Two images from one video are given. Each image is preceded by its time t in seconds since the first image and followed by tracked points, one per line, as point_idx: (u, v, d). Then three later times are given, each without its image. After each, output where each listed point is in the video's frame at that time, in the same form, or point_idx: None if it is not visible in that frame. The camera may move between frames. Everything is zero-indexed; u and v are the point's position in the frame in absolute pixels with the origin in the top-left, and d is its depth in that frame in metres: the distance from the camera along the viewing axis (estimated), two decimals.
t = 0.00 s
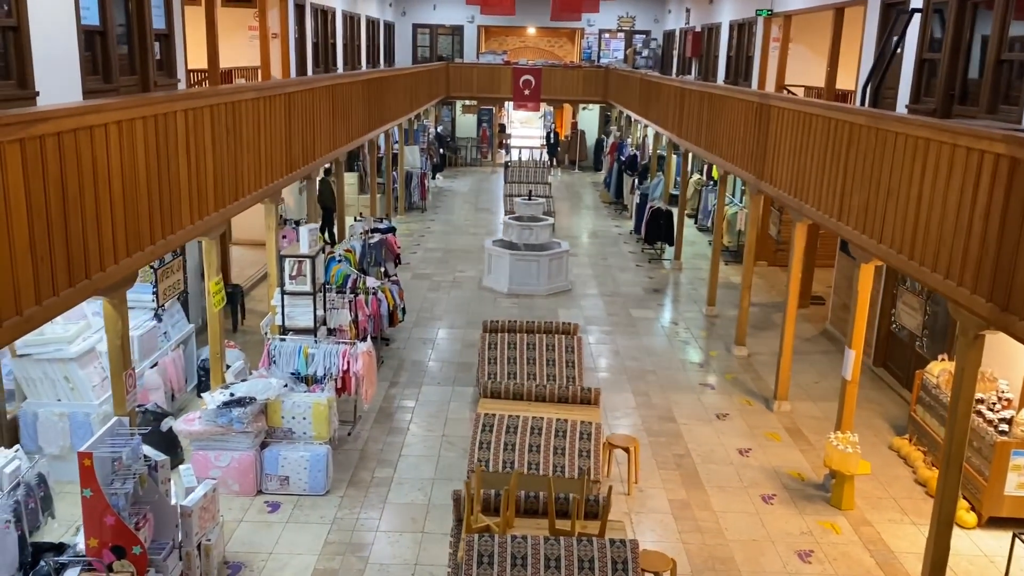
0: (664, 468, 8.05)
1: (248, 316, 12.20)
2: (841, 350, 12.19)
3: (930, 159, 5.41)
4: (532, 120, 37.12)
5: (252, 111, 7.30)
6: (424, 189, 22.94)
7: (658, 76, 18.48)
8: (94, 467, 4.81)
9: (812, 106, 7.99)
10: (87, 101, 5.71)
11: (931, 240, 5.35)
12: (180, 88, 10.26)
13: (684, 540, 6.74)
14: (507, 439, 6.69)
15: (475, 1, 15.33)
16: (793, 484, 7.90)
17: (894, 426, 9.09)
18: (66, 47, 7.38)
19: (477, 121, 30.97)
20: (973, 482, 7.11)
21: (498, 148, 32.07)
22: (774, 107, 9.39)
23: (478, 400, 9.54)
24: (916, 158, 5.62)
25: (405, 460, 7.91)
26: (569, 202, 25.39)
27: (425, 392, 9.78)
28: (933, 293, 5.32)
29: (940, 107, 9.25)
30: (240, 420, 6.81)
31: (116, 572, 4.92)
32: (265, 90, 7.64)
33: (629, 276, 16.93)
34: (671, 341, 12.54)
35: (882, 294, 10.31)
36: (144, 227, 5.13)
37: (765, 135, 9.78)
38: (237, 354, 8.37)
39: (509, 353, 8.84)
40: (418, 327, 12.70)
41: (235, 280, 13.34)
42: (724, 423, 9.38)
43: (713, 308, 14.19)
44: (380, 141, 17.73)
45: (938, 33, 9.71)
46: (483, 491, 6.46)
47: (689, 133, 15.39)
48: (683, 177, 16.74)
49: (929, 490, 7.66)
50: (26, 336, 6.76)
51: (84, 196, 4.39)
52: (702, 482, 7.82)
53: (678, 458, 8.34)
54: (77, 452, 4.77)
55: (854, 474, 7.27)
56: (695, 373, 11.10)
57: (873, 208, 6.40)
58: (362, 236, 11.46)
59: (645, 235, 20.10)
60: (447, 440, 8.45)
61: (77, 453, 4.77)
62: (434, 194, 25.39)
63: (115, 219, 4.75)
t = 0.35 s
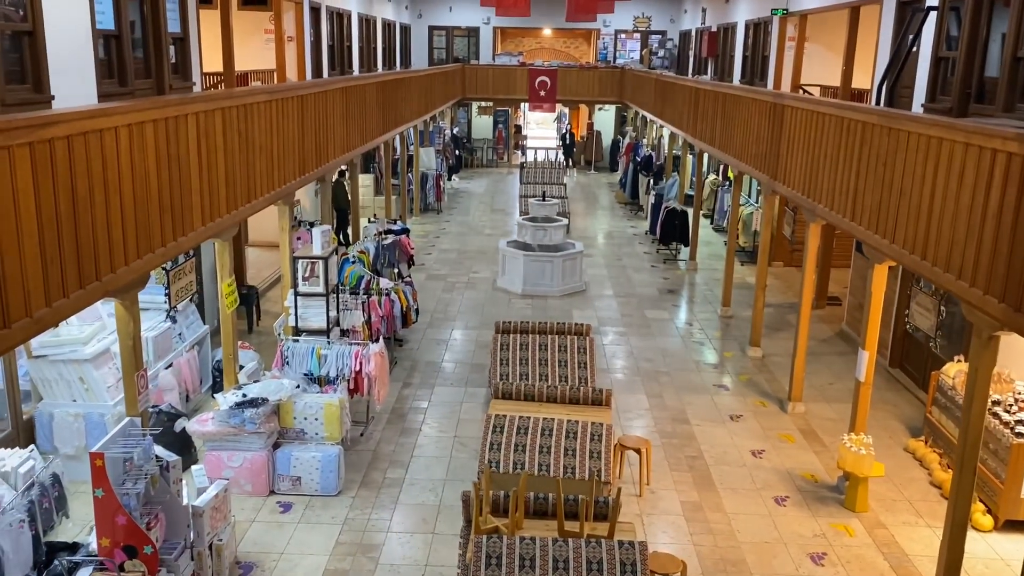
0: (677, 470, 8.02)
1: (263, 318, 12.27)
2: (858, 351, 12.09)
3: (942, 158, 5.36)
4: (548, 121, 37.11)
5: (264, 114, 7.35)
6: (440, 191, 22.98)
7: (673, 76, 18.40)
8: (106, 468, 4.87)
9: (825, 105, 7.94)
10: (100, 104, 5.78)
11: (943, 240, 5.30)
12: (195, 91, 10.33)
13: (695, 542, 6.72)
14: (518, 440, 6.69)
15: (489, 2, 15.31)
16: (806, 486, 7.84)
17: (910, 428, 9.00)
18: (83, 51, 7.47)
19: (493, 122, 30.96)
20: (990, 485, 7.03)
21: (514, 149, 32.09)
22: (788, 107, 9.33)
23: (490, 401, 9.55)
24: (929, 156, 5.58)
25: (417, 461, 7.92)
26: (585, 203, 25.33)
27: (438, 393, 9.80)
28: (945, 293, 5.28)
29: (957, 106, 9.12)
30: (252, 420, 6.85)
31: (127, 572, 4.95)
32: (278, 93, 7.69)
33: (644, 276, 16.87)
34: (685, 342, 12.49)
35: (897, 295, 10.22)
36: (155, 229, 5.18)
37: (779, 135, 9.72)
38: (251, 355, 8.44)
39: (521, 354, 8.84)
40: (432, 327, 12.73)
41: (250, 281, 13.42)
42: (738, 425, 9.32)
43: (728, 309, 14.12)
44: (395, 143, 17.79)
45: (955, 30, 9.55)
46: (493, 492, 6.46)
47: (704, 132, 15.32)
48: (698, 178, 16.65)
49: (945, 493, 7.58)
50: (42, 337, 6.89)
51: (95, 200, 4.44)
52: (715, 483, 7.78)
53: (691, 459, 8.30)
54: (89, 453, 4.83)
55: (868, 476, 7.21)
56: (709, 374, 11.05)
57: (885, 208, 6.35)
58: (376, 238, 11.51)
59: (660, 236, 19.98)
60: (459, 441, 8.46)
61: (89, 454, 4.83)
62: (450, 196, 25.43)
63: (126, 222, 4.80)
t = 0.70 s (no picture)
0: (687, 472, 7.99)
1: (273, 320, 12.29)
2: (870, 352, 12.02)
3: (954, 158, 5.32)
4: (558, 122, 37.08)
5: (274, 117, 7.38)
6: (450, 193, 23.00)
7: (683, 77, 18.35)
8: (117, 471, 4.92)
9: (836, 105, 7.89)
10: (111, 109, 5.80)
11: (955, 241, 5.26)
12: (206, 95, 10.37)
13: (707, 545, 6.69)
14: (528, 443, 6.68)
15: (499, 4, 15.31)
16: (818, 488, 7.79)
17: (923, 429, 8.94)
18: (94, 56, 7.51)
19: (503, 123, 30.95)
20: (1004, 488, 6.97)
21: (524, 150, 32.08)
22: (798, 107, 9.28)
23: (500, 403, 9.54)
24: (941, 157, 5.54)
25: (427, 464, 7.93)
26: (595, 204, 25.30)
27: (448, 395, 9.81)
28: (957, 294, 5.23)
29: (969, 105, 9.04)
30: (262, 424, 6.88)
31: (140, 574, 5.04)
32: (287, 96, 7.70)
33: (654, 277, 16.83)
34: (695, 344, 12.44)
35: (910, 296, 10.16)
36: (165, 234, 5.20)
37: (790, 135, 9.67)
38: (261, 358, 8.47)
39: (531, 356, 8.83)
40: (442, 329, 12.74)
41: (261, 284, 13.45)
42: (749, 426, 9.27)
43: (739, 310, 14.06)
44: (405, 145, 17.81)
45: (966, 29, 9.47)
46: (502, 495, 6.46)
47: (714, 133, 15.27)
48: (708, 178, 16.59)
49: (958, 495, 7.53)
50: (54, 341, 6.92)
51: (105, 205, 4.45)
52: (726, 486, 7.74)
53: (702, 461, 8.27)
54: (100, 456, 4.89)
55: (880, 479, 7.16)
56: (720, 375, 11.01)
57: (897, 209, 6.31)
58: (386, 240, 11.52)
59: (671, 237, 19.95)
60: (469, 443, 8.46)
61: (100, 457, 4.89)
62: (460, 197, 25.44)
63: (137, 226, 4.82)
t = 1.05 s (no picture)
0: (690, 473, 7.97)
1: (275, 322, 12.28)
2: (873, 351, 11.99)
3: (957, 157, 5.30)
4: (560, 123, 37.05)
5: (274, 118, 7.37)
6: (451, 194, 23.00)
7: (684, 76, 18.32)
8: (119, 473, 4.91)
9: (838, 104, 7.87)
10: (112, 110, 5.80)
11: (959, 240, 5.24)
12: (207, 97, 10.37)
13: (710, 546, 6.67)
14: (531, 444, 6.66)
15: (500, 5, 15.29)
16: (821, 489, 7.76)
17: (927, 429, 8.91)
18: (94, 58, 7.50)
19: (504, 124, 30.93)
20: (1008, 488, 6.94)
21: (526, 151, 32.06)
22: (800, 106, 9.26)
23: (502, 404, 9.53)
24: (944, 155, 5.52)
25: (429, 465, 7.92)
26: (597, 204, 25.28)
27: (450, 396, 9.80)
28: (961, 294, 5.22)
29: (971, 104, 9.00)
30: (264, 425, 6.87)
31: None
32: (288, 97, 7.69)
33: (656, 278, 16.80)
34: (698, 344, 12.42)
35: (912, 296, 10.13)
36: (167, 235, 5.20)
37: (791, 134, 9.65)
38: (263, 359, 8.48)
39: (534, 357, 8.81)
40: (443, 330, 12.72)
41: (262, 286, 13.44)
42: (752, 427, 9.25)
43: (741, 310, 14.03)
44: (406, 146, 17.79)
45: (968, 28, 9.44)
46: (505, 495, 6.45)
47: (715, 132, 15.24)
48: (710, 178, 16.56)
49: (962, 495, 7.51)
50: (56, 343, 6.92)
51: (106, 206, 4.45)
52: (730, 486, 7.72)
53: (704, 462, 8.24)
54: (102, 458, 4.88)
55: (884, 479, 7.13)
56: (722, 376, 10.98)
57: (900, 208, 6.29)
58: (388, 241, 11.50)
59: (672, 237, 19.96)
60: (471, 444, 8.45)
61: (102, 459, 4.89)
62: (462, 198, 25.44)
63: (137, 228, 4.81)
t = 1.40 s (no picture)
0: (685, 472, 7.98)
1: (269, 323, 12.26)
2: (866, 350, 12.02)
3: (949, 156, 5.33)
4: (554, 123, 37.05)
5: (268, 119, 7.36)
6: (445, 194, 22.98)
7: (677, 76, 18.36)
8: (113, 475, 4.89)
9: (830, 103, 7.90)
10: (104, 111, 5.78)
11: (951, 237, 5.26)
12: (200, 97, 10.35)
13: (705, 545, 6.68)
14: (526, 444, 6.67)
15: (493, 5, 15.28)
16: (815, 487, 7.78)
17: (920, 427, 8.94)
18: (87, 59, 7.48)
19: (498, 124, 30.93)
20: (1001, 485, 6.97)
21: (520, 151, 32.03)
22: (792, 106, 9.29)
23: (497, 404, 9.53)
24: (936, 154, 5.54)
25: (424, 465, 7.91)
26: (590, 204, 25.29)
27: (445, 396, 9.80)
28: (954, 291, 5.24)
29: (963, 104, 9.03)
30: (258, 427, 6.86)
31: None
32: (281, 98, 7.68)
33: (650, 277, 16.81)
34: (692, 344, 12.43)
35: (905, 295, 10.18)
36: (160, 236, 5.18)
37: (784, 134, 9.68)
38: (256, 361, 8.53)
39: (528, 357, 8.82)
40: (438, 330, 12.71)
41: (256, 287, 13.41)
42: (746, 426, 9.27)
43: (734, 309, 14.05)
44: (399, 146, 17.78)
45: (959, 27, 9.48)
46: (500, 496, 6.45)
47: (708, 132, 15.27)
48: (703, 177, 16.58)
49: (956, 493, 7.54)
50: (49, 344, 6.87)
51: (99, 207, 4.43)
52: (724, 485, 7.73)
53: (699, 461, 8.26)
54: (96, 460, 4.86)
55: (878, 477, 7.16)
56: (716, 375, 11.00)
57: (892, 207, 6.31)
58: (381, 242, 11.49)
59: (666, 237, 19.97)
60: (466, 445, 8.44)
61: (96, 461, 4.87)
62: (455, 198, 25.42)
63: (130, 230, 4.80)
